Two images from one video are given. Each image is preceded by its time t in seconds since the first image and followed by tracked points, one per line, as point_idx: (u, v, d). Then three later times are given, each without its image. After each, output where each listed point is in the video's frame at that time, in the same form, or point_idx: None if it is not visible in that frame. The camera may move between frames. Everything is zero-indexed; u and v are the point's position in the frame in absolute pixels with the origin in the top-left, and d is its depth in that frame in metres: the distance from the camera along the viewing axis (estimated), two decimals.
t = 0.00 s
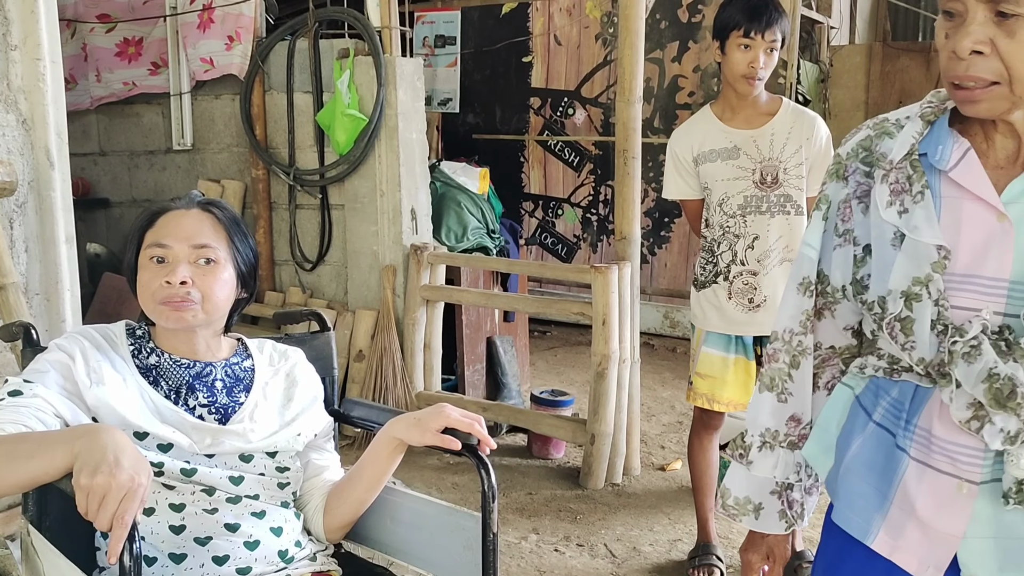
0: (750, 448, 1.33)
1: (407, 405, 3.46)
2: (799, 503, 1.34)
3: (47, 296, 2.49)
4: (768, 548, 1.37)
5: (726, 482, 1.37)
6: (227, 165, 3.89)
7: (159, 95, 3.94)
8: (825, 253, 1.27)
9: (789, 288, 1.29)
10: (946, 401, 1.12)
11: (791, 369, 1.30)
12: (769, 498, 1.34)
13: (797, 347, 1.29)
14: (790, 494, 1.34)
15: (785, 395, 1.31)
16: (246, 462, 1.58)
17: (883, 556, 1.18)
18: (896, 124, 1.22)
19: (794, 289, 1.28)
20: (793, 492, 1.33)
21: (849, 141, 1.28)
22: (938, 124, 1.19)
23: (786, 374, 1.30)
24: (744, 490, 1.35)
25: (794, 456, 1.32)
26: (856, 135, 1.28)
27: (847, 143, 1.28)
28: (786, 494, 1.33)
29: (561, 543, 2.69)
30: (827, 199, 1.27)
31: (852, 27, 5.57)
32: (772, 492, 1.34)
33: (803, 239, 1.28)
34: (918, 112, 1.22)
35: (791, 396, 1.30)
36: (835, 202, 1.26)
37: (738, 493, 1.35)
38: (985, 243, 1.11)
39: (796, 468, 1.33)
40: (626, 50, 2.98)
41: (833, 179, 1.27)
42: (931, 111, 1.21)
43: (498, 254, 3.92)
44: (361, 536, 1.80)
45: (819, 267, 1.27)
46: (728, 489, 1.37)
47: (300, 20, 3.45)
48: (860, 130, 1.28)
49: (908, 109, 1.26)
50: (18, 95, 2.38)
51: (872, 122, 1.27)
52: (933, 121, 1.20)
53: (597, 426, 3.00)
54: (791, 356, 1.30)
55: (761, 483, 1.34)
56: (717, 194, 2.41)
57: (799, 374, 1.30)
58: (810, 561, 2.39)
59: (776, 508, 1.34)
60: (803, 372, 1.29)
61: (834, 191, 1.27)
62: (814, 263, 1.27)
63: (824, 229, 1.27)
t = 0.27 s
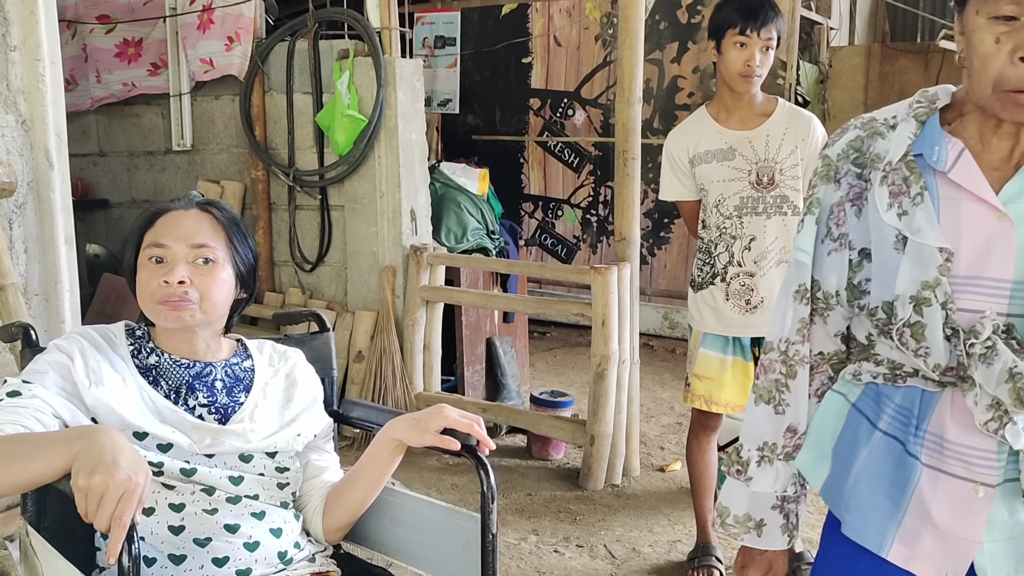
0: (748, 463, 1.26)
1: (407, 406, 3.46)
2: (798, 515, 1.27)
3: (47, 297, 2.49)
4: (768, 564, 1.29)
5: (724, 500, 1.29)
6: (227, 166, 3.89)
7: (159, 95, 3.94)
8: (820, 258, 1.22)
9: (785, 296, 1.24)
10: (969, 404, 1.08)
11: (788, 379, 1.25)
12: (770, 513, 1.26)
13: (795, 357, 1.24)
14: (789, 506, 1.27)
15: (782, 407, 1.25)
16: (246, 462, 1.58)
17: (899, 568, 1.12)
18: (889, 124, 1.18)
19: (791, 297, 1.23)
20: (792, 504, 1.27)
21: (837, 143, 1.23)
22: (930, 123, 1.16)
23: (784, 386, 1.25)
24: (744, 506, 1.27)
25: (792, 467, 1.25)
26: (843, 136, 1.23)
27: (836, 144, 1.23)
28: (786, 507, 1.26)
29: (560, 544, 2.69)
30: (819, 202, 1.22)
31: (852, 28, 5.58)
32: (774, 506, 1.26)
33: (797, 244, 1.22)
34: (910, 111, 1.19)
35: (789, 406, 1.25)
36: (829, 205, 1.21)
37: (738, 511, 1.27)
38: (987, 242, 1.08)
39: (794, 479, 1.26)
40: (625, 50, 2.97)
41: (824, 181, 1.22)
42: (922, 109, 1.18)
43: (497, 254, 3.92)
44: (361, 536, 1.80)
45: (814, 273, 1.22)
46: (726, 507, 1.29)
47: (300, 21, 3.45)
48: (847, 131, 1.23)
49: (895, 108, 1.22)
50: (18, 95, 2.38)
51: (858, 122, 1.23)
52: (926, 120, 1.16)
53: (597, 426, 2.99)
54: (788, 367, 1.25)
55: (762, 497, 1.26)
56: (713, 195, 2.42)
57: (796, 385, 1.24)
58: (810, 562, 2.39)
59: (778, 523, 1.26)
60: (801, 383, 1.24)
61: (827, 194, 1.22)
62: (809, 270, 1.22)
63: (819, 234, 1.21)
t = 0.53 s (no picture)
0: (747, 479, 1.22)
1: (407, 406, 3.46)
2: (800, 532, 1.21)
3: (46, 297, 2.49)
4: None
5: (723, 520, 1.23)
6: (226, 167, 3.89)
7: (158, 96, 3.94)
8: (815, 264, 1.17)
9: (781, 304, 1.19)
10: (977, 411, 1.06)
11: (786, 390, 1.20)
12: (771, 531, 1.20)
13: (792, 367, 1.19)
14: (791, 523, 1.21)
15: (781, 419, 1.20)
16: (245, 462, 1.57)
17: None
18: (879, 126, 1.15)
19: (787, 305, 1.18)
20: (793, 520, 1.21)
21: (826, 145, 1.19)
22: (920, 124, 1.13)
23: (782, 397, 1.20)
24: (744, 525, 1.21)
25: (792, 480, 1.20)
26: (833, 138, 1.18)
27: (826, 146, 1.18)
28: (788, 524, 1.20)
29: (559, 544, 2.68)
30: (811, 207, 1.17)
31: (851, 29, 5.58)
32: (776, 524, 1.20)
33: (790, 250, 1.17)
34: (900, 112, 1.15)
35: (789, 418, 1.20)
36: (824, 209, 1.16)
37: (738, 530, 1.22)
38: (983, 245, 1.07)
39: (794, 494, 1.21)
40: (624, 51, 2.97)
41: (816, 186, 1.17)
42: (912, 110, 1.15)
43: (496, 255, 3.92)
44: (360, 536, 1.79)
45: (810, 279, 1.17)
46: (726, 527, 1.23)
47: (299, 21, 3.45)
48: (836, 132, 1.19)
49: (880, 108, 1.18)
50: (17, 96, 2.38)
51: (845, 124, 1.18)
52: (914, 121, 1.13)
53: (596, 427, 2.99)
54: (786, 377, 1.20)
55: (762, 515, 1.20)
56: (711, 197, 2.42)
57: (794, 396, 1.19)
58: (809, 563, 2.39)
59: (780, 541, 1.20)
60: (799, 394, 1.19)
61: (820, 198, 1.17)
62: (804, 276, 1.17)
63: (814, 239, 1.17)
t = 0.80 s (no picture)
0: (758, 480, 1.17)
1: (406, 407, 3.46)
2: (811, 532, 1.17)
3: (45, 297, 2.48)
4: None
5: (733, 521, 1.18)
6: (226, 167, 3.89)
7: (158, 97, 3.94)
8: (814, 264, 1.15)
9: (781, 303, 1.16)
10: (948, 424, 1.06)
11: (792, 390, 1.16)
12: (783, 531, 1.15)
13: (794, 368, 1.16)
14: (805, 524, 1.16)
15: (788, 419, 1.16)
16: (244, 464, 1.57)
17: None
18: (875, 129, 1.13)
19: (788, 304, 1.16)
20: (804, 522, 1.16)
21: (823, 147, 1.18)
22: (915, 129, 1.12)
23: (784, 400, 1.16)
24: (755, 526, 1.16)
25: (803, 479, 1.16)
26: (830, 140, 1.17)
27: (823, 149, 1.17)
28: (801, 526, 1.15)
29: (559, 546, 2.68)
30: (809, 207, 1.16)
31: (851, 29, 5.59)
32: (788, 524, 1.15)
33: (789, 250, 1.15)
34: (895, 116, 1.14)
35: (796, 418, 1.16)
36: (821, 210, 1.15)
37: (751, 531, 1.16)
38: (976, 252, 1.05)
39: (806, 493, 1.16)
40: (624, 52, 2.97)
41: (813, 187, 1.16)
42: (908, 114, 1.13)
43: (496, 256, 3.92)
44: (359, 538, 1.79)
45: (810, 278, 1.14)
46: (737, 528, 1.18)
47: (299, 22, 3.45)
48: (832, 134, 1.18)
49: (877, 112, 1.17)
50: (16, 96, 2.38)
51: (843, 127, 1.17)
52: (910, 125, 1.12)
53: (595, 428, 2.99)
54: (789, 377, 1.16)
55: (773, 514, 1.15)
56: (710, 198, 2.42)
57: (801, 396, 1.16)
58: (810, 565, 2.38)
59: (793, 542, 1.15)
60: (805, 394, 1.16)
61: (816, 199, 1.16)
62: (804, 276, 1.15)
63: (811, 239, 1.15)
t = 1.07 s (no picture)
0: (729, 442, 1.31)
1: (407, 408, 3.47)
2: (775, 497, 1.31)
3: (46, 299, 2.48)
4: (744, 540, 1.33)
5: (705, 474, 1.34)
6: (227, 169, 3.89)
7: (158, 98, 3.94)
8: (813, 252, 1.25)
9: (775, 286, 1.27)
10: (905, 414, 1.12)
11: (773, 366, 1.27)
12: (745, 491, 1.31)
13: (782, 345, 1.26)
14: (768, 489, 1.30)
15: (768, 392, 1.28)
16: (245, 466, 1.57)
17: (857, 563, 1.18)
18: (888, 126, 1.20)
19: (780, 287, 1.26)
20: (770, 488, 1.30)
21: (841, 140, 1.26)
22: (927, 128, 1.17)
23: (771, 373, 1.27)
24: (722, 483, 1.32)
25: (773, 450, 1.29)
26: (847, 135, 1.26)
27: (840, 141, 1.26)
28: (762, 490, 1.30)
29: (560, 547, 2.68)
30: (817, 197, 1.25)
31: (851, 31, 5.59)
32: (749, 487, 1.30)
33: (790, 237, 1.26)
34: (910, 114, 1.20)
35: (774, 392, 1.27)
36: (824, 201, 1.24)
37: (716, 486, 1.32)
38: (964, 253, 1.10)
39: (775, 463, 1.29)
40: (624, 53, 2.98)
41: (824, 178, 1.26)
42: (922, 113, 1.19)
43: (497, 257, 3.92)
44: (360, 539, 1.80)
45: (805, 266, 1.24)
46: (707, 482, 1.34)
47: (300, 23, 3.45)
48: (853, 129, 1.26)
49: (901, 110, 1.24)
50: (17, 97, 2.38)
51: (863, 123, 1.26)
52: (924, 124, 1.17)
53: (596, 429, 2.99)
54: (777, 353, 1.27)
55: (735, 475, 1.31)
56: (712, 199, 2.42)
57: (782, 373, 1.27)
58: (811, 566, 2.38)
59: (753, 501, 1.30)
60: (784, 371, 1.26)
61: (824, 190, 1.25)
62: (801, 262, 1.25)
63: (813, 229, 1.25)
